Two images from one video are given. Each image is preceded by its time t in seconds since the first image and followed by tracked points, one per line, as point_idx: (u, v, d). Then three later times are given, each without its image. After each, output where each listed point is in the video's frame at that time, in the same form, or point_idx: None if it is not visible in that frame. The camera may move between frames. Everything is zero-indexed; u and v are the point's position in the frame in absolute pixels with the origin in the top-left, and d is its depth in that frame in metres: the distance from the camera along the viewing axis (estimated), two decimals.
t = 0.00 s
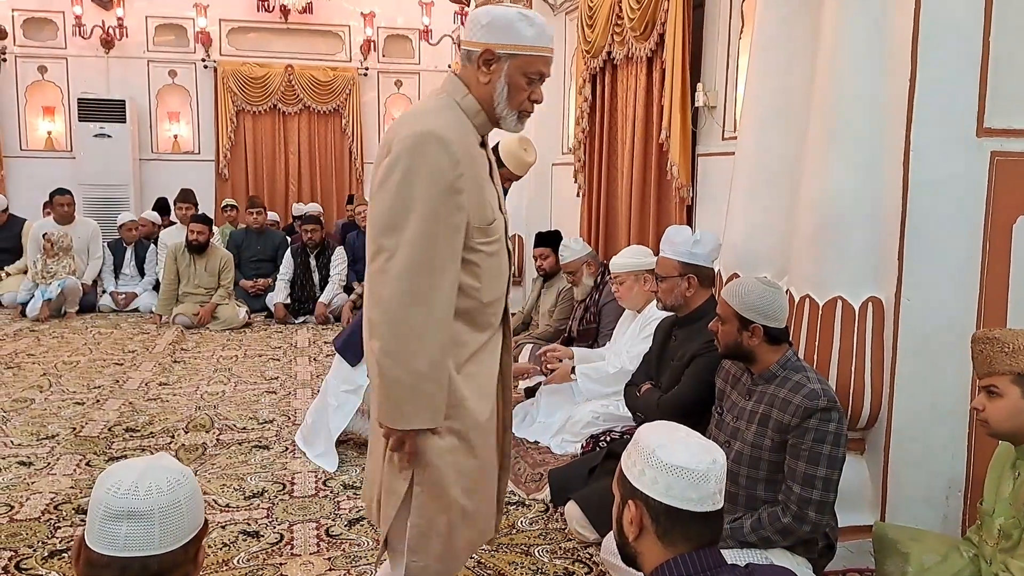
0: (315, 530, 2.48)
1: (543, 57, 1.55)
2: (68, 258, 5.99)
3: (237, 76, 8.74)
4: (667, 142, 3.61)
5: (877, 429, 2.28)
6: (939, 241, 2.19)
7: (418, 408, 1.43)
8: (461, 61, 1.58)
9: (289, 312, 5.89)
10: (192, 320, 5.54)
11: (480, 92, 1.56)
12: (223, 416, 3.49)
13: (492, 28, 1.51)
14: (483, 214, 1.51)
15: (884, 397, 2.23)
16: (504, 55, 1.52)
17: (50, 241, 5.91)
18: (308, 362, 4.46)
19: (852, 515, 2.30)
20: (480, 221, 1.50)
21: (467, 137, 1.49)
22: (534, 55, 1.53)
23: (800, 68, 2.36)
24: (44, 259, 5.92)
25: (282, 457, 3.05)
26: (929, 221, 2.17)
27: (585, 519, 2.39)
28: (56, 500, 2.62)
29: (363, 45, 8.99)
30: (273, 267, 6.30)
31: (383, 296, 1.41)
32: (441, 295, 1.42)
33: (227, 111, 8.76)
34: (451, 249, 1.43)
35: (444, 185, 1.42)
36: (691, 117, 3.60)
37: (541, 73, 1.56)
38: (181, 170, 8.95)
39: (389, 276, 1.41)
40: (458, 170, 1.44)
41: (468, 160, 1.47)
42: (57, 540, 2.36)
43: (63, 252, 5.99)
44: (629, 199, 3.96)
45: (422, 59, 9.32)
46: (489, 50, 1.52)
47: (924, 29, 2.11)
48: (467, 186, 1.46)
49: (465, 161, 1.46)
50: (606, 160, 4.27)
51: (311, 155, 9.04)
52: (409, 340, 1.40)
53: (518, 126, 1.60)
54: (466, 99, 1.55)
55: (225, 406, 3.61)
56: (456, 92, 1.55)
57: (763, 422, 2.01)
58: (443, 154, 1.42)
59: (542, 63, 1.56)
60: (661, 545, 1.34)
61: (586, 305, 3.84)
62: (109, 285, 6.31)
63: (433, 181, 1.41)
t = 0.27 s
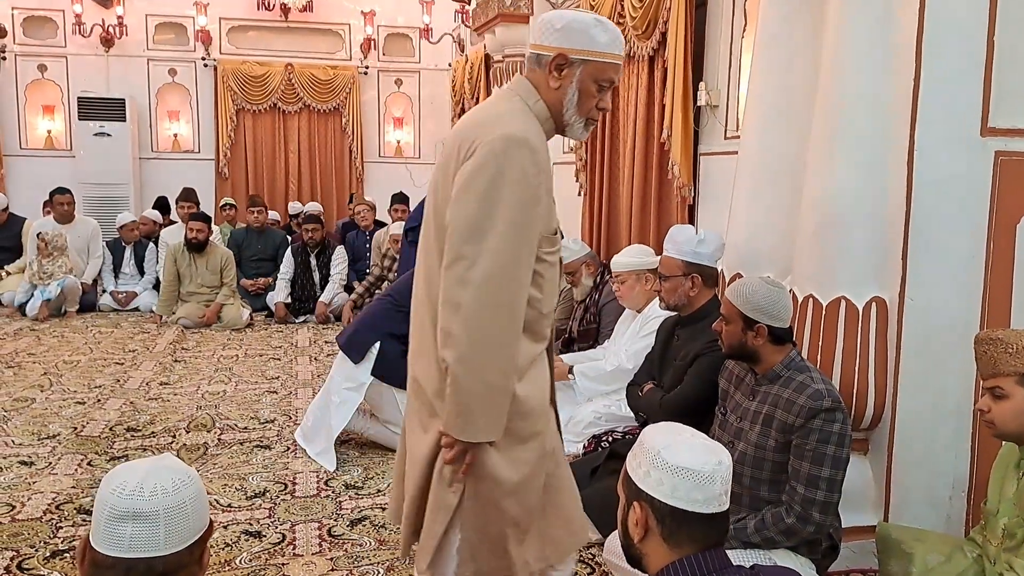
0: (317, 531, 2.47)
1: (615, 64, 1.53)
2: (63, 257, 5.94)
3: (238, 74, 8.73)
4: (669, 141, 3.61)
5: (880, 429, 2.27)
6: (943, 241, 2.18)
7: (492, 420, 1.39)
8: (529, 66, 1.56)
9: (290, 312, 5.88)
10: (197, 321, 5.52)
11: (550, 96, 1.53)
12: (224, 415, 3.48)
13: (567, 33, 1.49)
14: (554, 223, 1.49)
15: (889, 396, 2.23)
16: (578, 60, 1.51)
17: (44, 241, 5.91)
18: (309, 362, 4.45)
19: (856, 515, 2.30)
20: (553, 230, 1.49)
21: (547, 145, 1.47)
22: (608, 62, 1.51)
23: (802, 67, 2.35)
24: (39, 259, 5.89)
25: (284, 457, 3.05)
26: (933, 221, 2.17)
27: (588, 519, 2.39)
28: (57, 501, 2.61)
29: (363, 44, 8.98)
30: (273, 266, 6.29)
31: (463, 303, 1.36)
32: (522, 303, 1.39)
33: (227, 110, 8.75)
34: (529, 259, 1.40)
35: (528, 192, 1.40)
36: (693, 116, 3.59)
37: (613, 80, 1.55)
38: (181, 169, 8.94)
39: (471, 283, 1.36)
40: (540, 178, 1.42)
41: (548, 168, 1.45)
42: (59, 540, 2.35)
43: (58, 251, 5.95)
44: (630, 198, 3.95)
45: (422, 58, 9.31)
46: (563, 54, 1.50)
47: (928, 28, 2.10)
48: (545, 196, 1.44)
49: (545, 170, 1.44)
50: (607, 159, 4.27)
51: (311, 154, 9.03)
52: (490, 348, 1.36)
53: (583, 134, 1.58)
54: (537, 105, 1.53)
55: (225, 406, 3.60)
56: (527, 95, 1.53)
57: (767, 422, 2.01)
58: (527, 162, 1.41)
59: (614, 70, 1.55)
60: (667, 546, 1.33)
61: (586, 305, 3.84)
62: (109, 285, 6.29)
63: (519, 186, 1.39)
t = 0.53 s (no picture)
0: (321, 527, 2.46)
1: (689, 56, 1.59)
2: (57, 255, 5.86)
3: (239, 71, 8.72)
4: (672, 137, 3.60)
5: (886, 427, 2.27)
6: (950, 238, 2.18)
7: (565, 400, 1.49)
8: (604, 57, 1.62)
9: (291, 309, 5.87)
10: (196, 318, 5.52)
11: (627, 87, 1.60)
12: (227, 413, 3.47)
13: (642, 23, 1.56)
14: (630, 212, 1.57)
15: (895, 394, 2.22)
16: (654, 52, 1.57)
17: (37, 239, 5.84)
18: (311, 359, 4.45)
19: (862, 513, 2.29)
20: (629, 217, 1.57)
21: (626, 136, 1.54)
22: (682, 51, 1.57)
23: (808, 62, 2.34)
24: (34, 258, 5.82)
25: (287, 454, 3.04)
26: (940, 218, 2.16)
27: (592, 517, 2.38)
28: (61, 497, 2.60)
29: (364, 41, 8.96)
30: (275, 264, 6.28)
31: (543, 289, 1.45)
32: (596, 289, 1.47)
33: (229, 107, 8.74)
34: (604, 247, 1.48)
35: (605, 183, 1.48)
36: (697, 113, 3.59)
37: (688, 69, 1.60)
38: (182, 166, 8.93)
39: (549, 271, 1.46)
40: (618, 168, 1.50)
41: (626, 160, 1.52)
42: (63, 537, 2.35)
43: (51, 249, 5.89)
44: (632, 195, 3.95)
45: (423, 55, 9.30)
46: (639, 45, 1.57)
47: (935, 24, 2.10)
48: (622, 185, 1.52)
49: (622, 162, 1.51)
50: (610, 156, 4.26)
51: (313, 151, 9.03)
52: (564, 331, 1.44)
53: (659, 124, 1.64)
54: (614, 95, 1.59)
55: (228, 403, 3.59)
56: (605, 86, 1.60)
57: (773, 419, 2.00)
58: (607, 154, 1.48)
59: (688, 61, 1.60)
60: (675, 544, 1.33)
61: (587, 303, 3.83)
62: (110, 282, 6.24)
63: (595, 176, 1.47)
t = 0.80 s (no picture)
0: (328, 524, 2.47)
1: (749, 47, 1.57)
2: (57, 253, 5.86)
3: (243, 69, 8.72)
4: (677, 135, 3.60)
5: (892, 424, 2.27)
6: (955, 236, 2.18)
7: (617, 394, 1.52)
8: (664, 52, 1.62)
9: (296, 306, 5.88)
10: (202, 314, 5.53)
11: (686, 81, 1.60)
12: (233, 410, 3.48)
13: (703, 17, 1.55)
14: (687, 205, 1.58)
15: (900, 392, 2.23)
16: (713, 44, 1.56)
17: (37, 237, 5.82)
18: (316, 356, 4.46)
19: (867, 510, 2.30)
20: (685, 212, 1.58)
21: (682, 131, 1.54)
22: (742, 43, 1.56)
23: (814, 59, 2.34)
24: (33, 257, 5.81)
25: (293, 451, 3.05)
26: (945, 215, 2.17)
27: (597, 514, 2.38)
28: (69, 494, 2.61)
29: (367, 39, 8.97)
30: (279, 262, 6.28)
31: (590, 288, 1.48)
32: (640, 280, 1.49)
33: (232, 105, 8.75)
34: (651, 241, 1.50)
35: (654, 181, 1.49)
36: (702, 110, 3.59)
37: (750, 61, 1.58)
38: (187, 164, 8.94)
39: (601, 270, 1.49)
40: (673, 163, 1.50)
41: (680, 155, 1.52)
42: (71, 533, 2.35)
43: (51, 248, 5.88)
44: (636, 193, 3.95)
45: (427, 53, 9.30)
46: (698, 38, 1.56)
47: (941, 22, 2.10)
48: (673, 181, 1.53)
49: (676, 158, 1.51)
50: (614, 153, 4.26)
51: (316, 149, 9.03)
52: (609, 322, 1.47)
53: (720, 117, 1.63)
54: (673, 90, 1.59)
55: (234, 400, 3.60)
56: (663, 80, 1.60)
57: (778, 417, 2.01)
58: (658, 150, 1.48)
59: (750, 52, 1.58)
60: (684, 542, 1.33)
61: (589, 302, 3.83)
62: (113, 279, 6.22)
63: (646, 170, 1.48)
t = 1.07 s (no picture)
0: (329, 519, 2.48)
1: (797, 42, 1.51)
2: (55, 248, 5.87)
3: (244, 65, 8.70)
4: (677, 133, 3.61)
5: (892, 420, 2.28)
6: (957, 232, 2.17)
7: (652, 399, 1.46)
8: (707, 50, 1.58)
9: (297, 302, 5.88)
10: (203, 310, 5.53)
11: (731, 79, 1.55)
12: (235, 405, 3.49)
13: (746, 13, 1.50)
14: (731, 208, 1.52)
15: (900, 388, 2.23)
16: (757, 41, 1.51)
17: (36, 233, 5.82)
18: (317, 352, 4.46)
19: (868, 506, 2.30)
20: (729, 214, 1.52)
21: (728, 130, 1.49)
22: (788, 38, 1.50)
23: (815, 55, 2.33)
24: (33, 253, 5.82)
25: (294, 447, 3.05)
26: (947, 212, 2.16)
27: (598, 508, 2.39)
28: (71, 489, 2.62)
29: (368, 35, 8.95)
30: (280, 257, 6.28)
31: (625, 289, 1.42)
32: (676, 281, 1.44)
33: (233, 101, 8.74)
34: (690, 242, 1.44)
35: (696, 182, 1.43)
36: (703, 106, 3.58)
37: (796, 58, 1.53)
38: (188, 160, 8.94)
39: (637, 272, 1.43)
40: (717, 165, 1.45)
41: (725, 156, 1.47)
42: (73, 529, 2.36)
43: (50, 244, 5.87)
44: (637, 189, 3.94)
45: (427, 48, 9.29)
46: (741, 34, 1.51)
47: (943, 18, 2.09)
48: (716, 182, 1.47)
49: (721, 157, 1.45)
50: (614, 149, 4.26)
51: (317, 145, 9.03)
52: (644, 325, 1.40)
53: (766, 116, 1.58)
54: (718, 89, 1.54)
55: (236, 396, 3.61)
56: (708, 79, 1.55)
57: (779, 413, 2.01)
58: (702, 150, 1.42)
59: (797, 48, 1.52)
60: (685, 539, 1.34)
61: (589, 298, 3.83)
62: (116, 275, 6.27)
63: (689, 170, 1.42)
